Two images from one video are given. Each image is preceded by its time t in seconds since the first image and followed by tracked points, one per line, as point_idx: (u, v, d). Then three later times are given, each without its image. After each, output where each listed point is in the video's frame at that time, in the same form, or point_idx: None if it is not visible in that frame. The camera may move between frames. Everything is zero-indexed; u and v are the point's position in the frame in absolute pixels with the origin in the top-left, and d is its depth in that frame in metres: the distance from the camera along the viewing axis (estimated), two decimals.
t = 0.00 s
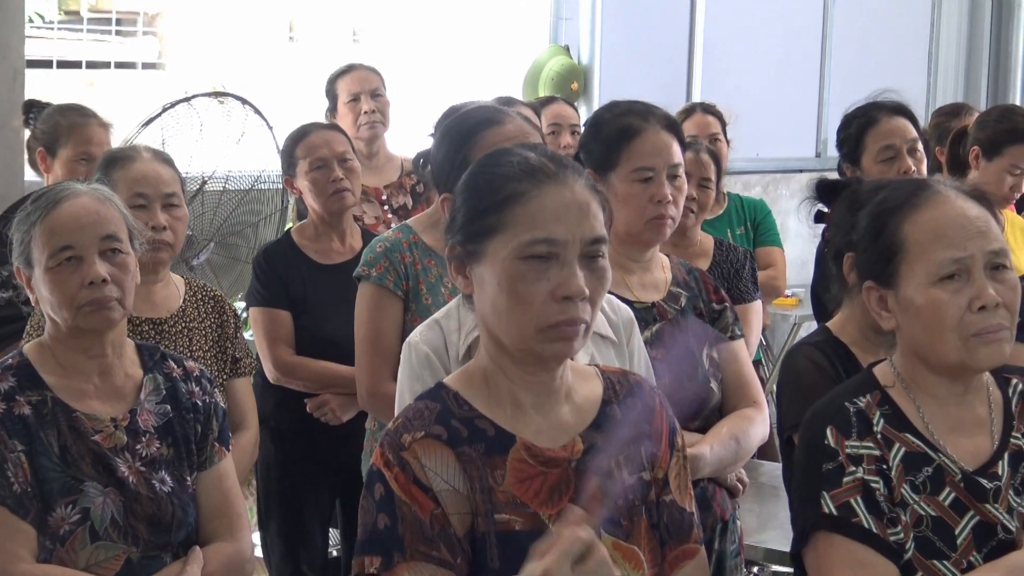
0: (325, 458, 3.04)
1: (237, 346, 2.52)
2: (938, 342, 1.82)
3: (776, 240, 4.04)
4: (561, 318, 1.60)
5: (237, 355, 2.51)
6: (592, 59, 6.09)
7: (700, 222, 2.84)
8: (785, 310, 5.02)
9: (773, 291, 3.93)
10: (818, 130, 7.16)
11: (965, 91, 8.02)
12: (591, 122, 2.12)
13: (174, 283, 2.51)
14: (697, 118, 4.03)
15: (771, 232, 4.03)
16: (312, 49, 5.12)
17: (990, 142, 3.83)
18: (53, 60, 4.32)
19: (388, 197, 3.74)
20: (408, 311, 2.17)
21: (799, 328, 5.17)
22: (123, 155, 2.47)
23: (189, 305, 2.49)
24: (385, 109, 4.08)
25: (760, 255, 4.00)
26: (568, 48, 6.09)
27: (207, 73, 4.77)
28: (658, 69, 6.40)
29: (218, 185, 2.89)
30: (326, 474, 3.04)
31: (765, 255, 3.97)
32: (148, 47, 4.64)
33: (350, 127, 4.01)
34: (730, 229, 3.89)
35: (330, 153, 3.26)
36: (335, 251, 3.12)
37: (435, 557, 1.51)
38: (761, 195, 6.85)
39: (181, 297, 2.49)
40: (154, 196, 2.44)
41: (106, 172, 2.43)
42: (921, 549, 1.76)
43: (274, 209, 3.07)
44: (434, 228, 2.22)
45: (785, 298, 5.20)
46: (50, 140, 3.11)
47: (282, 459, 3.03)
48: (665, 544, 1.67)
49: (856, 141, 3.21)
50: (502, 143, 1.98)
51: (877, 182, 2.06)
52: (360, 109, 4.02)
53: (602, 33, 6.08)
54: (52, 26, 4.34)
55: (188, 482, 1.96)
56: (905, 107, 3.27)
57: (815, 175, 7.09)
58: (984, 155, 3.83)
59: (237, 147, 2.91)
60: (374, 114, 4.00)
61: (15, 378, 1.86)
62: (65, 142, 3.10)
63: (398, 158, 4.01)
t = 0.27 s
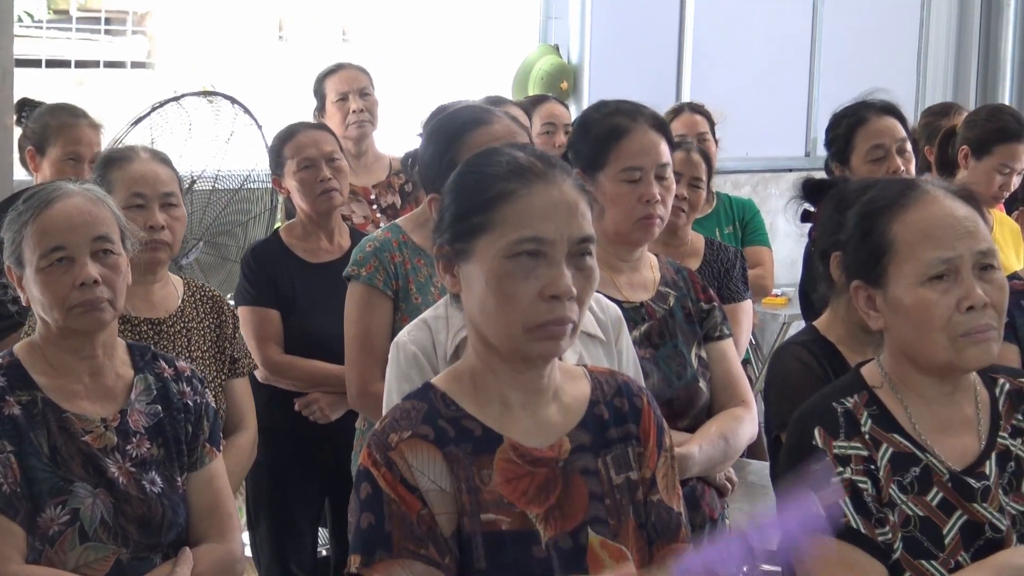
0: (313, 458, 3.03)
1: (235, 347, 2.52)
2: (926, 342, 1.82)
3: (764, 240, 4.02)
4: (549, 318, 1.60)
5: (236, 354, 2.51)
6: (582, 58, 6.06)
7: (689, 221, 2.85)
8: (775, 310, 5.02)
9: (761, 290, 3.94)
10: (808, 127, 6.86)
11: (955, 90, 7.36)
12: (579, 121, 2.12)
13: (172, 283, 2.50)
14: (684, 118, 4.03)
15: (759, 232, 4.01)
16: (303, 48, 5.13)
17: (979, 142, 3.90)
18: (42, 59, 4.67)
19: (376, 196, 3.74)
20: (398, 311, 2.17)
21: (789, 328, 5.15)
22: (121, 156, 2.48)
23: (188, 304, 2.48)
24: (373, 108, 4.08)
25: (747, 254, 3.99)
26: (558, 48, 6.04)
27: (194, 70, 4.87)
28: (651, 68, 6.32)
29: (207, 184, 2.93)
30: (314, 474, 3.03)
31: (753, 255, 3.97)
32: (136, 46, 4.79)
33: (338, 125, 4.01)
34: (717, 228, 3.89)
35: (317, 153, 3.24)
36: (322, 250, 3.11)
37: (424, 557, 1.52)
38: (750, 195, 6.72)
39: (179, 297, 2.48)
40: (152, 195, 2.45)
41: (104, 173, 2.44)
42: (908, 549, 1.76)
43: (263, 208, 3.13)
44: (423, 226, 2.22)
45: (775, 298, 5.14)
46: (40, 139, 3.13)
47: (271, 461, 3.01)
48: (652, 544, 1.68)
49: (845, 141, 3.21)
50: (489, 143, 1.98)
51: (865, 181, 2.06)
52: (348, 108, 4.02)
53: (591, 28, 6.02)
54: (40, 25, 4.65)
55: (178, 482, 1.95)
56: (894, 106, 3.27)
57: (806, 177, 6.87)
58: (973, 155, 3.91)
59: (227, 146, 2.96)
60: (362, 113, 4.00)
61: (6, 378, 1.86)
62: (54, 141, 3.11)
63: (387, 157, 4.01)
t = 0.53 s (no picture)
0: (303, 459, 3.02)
1: (235, 347, 2.50)
2: (913, 341, 1.83)
3: (752, 238, 4.03)
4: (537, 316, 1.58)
5: (236, 356, 2.50)
6: (570, 57, 6.04)
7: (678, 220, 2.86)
8: (764, 309, 5.03)
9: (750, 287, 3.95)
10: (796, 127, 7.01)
11: (942, 91, 7.72)
12: (568, 121, 2.14)
13: (173, 283, 2.51)
14: (672, 117, 4.04)
15: (747, 230, 4.02)
16: (292, 45, 5.21)
17: (966, 140, 3.93)
18: (31, 60, 4.47)
19: (365, 195, 3.70)
20: (387, 311, 2.18)
21: (778, 325, 5.16)
22: (120, 157, 2.50)
23: (188, 305, 2.47)
24: (361, 108, 4.09)
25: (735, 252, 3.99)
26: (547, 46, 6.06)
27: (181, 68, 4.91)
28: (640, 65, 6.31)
29: (196, 185, 2.95)
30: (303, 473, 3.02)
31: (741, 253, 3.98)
32: (125, 46, 4.75)
33: (325, 125, 4.02)
34: (706, 227, 3.89)
35: (305, 153, 3.26)
36: (310, 248, 3.11)
37: (412, 557, 1.49)
38: (739, 193, 6.69)
39: (179, 297, 2.48)
40: (152, 196, 2.47)
41: (105, 174, 2.46)
42: (897, 548, 1.77)
43: (252, 208, 3.16)
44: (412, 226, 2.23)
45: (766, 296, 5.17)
46: (27, 141, 3.13)
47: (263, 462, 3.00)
48: (641, 543, 1.69)
49: (832, 140, 3.22)
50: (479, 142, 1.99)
51: (852, 179, 2.06)
52: (336, 107, 4.02)
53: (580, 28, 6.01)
54: (29, 25, 4.45)
55: (168, 483, 1.96)
56: (882, 105, 3.27)
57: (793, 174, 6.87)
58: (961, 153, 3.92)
59: (215, 146, 2.98)
60: (349, 112, 4.01)
61: None
62: (41, 143, 3.11)
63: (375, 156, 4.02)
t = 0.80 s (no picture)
0: (295, 460, 3.01)
1: (231, 347, 2.51)
2: (901, 341, 1.83)
3: (741, 237, 4.02)
4: (524, 315, 1.60)
5: (232, 355, 2.50)
6: (559, 55, 5.99)
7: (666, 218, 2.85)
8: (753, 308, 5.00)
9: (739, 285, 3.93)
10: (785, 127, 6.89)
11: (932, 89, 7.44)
12: (558, 119, 2.12)
13: (170, 283, 2.51)
14: (661, 116, 4.03)
15: (736, 229, 4.01)
16: (281, 45, 5.13)
17: (952, 139, 3.93)
18: (19, 57, 4.46)
19: (352, 193, 3.74)
20: (375, 311, 2.17)
21: (767, 323, 5.14)
22: (118, 154, 2.49)
23: (185, 304, 2.48)
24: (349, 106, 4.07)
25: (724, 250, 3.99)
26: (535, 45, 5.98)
27: (170, 66, 4.85)
28: (631, 66, 6.27)
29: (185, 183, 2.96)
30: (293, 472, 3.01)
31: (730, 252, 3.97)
32: (114, 44, 4.70)
33: (313, 123, 4.00)
34: (694, 225, 3.89)
35: (293, 152, 3.25)
36: (299, 247, 3.10)
37: (399, 557, 1.51)
38: (728, 192, 6.66)
39: (176, 296, 2.48)
40: (149, 194, 2.45)
41: (101, 171, 2.45)
42: (884, 548, 1.78)
43: (241, 207, 3.15)
44: (400, 225, 2.22)
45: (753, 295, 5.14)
46: (15, 142, 3.12)
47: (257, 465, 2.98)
48: (628, 542, 1.67)
49: (822, 140, 3.21)
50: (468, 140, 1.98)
51: (839, 179, 2.06)
52: (324, 105, 4.00)
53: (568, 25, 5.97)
54: (17, 22, 4.41)
55: (155, 483, 1.95)
56: (871, 104, 3.27)
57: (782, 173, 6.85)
58: (947, 151, 3.93)
59: (204, 145, 2.97)
60: (338, 111, 3.99)
61: None
62: (30, 144, 3.10)
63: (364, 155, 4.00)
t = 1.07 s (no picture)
0: (282, 458, 3.01)
1: (217, 348, 2.50)
2: (892, 344, 1.82)
3: (732, 238, 4.02)
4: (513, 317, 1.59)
5: (217, 356, 2.49)
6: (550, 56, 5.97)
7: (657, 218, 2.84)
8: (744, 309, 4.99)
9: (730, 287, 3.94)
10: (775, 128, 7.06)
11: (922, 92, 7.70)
12: (550, 121, 2.12)
13: (152, 284, 2.50)
14: (651, 118, 4.03)
15: (727, 230, 4.00)
16: (271, 47, 5.10)
17: (941, 141, 3.93)
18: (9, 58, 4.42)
19: (343, 194, 3.75)
20: (364, 312, 2.17)
21: (757, 325, 5.13)
22: (107, 154, 2.49)
23: (169, 304, 2.47)
24: (340, 108, 4.07)
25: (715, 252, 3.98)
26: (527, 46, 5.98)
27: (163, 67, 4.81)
28: (620, 67, 6.30)
29: (175, 184, 3.02)
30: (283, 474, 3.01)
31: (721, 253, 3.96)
32: (105, 44, 4.66)
33: (304, 124, 3.99)
34: (685, 227, 3.88)
35: (282, 152, 3.22)
36: (288, 248, 3.10)
37: (389, 558, 1.49)
38: (718, 194, 6.68)
39: (160, 297, 2.48)
40: (138, 195, 2.45)
41: (90, 171, 2.44)
42: (875, 550, 1.77)
43: (231, 208, 3.19)
44: (389, 227, 2.22)
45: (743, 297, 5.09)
46: (5, 144, 3.11)
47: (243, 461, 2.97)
48: (618, 543, 1.67)
49: (813, 141, 3.21)
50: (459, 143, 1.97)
51: (829, 181, 2.05)
52: (315, 107, 4.00)
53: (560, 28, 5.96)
54: (7, 23, 4.35)
55: (143, 485, 1.95)
56: (863, 107, 3.27)
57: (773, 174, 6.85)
58: (936, 153, 3.92)
59: (193, 145, 3.00)
60: (329, 112, 3.99)
61: None
62: (21, 146, 3.09)
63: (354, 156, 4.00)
